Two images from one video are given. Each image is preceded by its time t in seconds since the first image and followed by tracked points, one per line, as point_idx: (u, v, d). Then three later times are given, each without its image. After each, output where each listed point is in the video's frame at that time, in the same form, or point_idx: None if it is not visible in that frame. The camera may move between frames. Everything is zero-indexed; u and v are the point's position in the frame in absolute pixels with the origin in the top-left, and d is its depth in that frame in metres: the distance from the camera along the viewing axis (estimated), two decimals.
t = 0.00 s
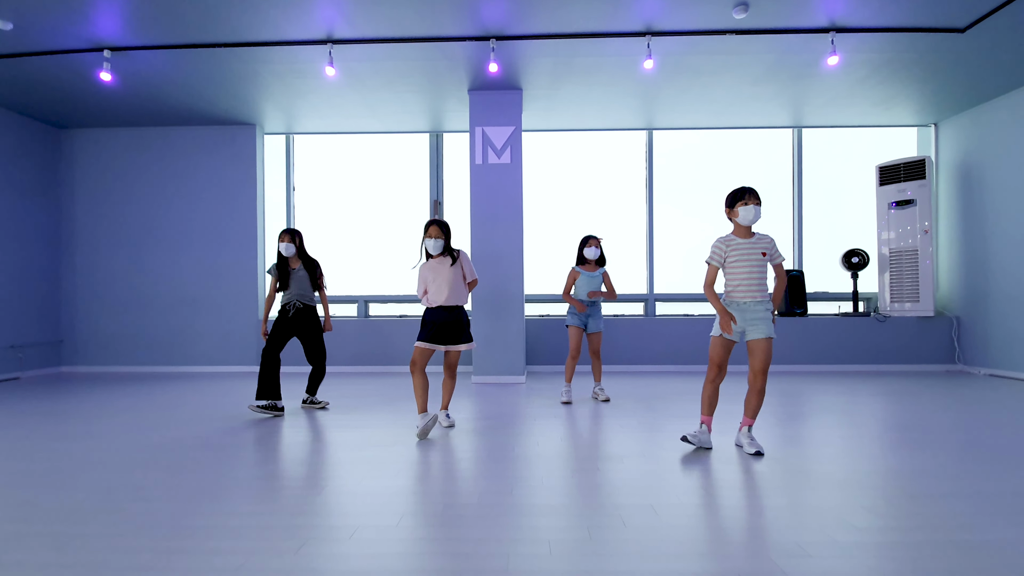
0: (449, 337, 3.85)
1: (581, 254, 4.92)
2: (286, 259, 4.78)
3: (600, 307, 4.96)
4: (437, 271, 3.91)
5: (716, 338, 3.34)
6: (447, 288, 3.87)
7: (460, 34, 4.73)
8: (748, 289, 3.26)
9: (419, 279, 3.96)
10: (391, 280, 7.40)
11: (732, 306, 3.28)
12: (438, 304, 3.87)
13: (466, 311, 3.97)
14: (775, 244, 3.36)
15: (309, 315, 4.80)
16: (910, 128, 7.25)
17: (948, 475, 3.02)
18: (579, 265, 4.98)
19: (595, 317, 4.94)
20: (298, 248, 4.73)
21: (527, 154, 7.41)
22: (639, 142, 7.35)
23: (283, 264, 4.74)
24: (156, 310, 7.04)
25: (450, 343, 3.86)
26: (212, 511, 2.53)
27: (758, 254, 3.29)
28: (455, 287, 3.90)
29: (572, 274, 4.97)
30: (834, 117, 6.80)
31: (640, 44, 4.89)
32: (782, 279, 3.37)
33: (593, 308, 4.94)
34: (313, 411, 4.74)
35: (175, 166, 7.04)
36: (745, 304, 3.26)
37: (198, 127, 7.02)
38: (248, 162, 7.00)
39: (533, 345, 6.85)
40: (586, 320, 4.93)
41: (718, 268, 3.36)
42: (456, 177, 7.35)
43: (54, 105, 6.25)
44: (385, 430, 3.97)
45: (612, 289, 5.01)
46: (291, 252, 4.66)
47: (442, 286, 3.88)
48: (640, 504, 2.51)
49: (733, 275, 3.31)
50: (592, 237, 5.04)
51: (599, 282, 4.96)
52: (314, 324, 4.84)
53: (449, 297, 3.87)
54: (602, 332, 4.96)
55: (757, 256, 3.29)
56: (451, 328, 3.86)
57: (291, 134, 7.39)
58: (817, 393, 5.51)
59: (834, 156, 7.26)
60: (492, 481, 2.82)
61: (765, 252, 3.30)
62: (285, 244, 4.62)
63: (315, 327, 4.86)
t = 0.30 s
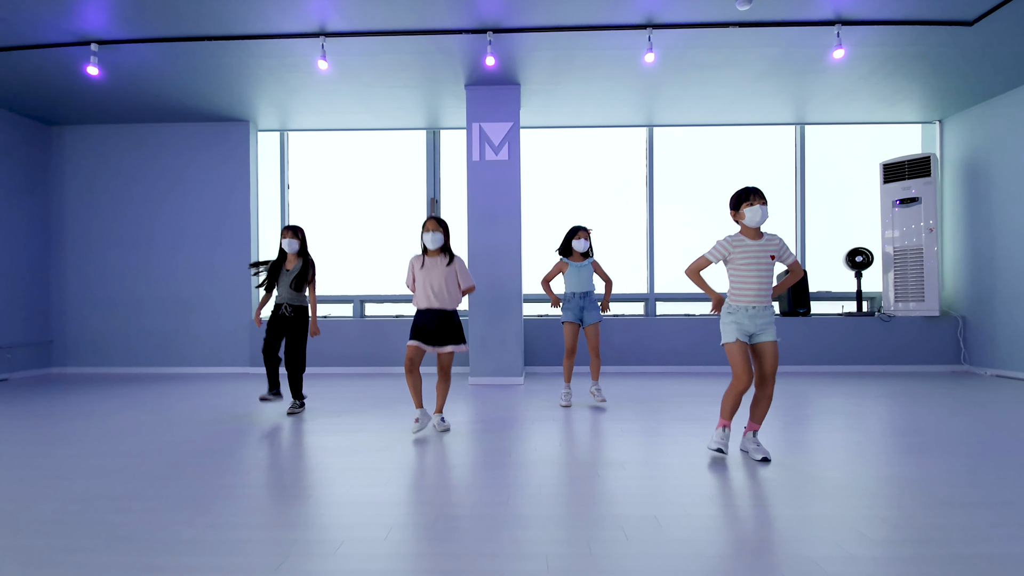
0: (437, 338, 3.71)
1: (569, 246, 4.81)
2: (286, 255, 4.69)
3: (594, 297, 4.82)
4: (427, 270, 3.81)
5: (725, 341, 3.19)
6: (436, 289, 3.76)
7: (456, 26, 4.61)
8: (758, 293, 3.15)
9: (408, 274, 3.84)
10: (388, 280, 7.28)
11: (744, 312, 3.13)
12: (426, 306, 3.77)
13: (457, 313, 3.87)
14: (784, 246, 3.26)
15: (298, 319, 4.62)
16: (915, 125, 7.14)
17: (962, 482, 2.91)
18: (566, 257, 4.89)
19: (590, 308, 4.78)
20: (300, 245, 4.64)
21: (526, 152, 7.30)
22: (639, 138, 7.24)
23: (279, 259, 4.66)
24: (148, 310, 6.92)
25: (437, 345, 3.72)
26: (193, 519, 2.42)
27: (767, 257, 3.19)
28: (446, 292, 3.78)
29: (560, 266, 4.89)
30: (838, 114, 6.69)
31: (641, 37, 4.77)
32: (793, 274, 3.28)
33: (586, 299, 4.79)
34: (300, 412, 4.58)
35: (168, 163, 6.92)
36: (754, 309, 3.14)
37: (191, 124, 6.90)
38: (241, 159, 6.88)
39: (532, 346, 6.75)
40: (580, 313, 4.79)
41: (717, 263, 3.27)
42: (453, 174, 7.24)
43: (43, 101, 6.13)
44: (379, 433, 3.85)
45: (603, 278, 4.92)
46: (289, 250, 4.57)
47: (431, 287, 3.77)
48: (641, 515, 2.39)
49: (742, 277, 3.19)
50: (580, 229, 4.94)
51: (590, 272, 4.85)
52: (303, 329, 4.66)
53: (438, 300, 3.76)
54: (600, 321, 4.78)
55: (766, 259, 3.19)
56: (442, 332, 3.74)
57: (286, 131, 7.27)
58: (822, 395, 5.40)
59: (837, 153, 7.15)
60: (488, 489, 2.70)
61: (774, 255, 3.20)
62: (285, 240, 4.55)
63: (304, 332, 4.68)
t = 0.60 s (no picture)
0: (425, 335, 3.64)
1: (569, 249, 4.73)
2: (278, 242, 4.64)
3: (594, 301, 4.72)
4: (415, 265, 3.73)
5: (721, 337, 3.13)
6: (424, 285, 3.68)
7: (453, 21, 4.54)
8: (754, 283, 3.08)
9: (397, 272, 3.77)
10: (385, 280, 7.19)
11: (740, 303, 3.06)
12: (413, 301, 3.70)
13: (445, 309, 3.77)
14: (779, 237, 3.21)
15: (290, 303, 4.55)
16: (918, 123, 7.07)
17: (973, 487, 2.83)
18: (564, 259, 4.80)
19: (588, 313, 4.69)
20: (290, 232, 4.58)
21: (525, 151, 7.22)
22: (639, 137, 7.16)
23: (272, 245, 4.61)
24: (142, 310, 6.83)
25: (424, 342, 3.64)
26: (179, 528, 2.33)
27: (763, 246, 3.13)
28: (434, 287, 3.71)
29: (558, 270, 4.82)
30: (840, 112, 6.63)
31: (642, 33, 4.69)
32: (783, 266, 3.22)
33: (586, 303, 4.69)
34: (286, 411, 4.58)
35: (162, 162, 6.83)
36: (750, 299, 3.06)
37: (186, 122, 6.82)
38: (237, 158, 6.80)
39: (531, 347, 6.67)
40: (579, 318, 4.71)
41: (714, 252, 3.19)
42: (451, 173, 7.16)
43: (35, 99, 6.05)
44: (374, 436, 3.77)
45: (603, 280, 4.82)
46: (280, 235, 4.51)
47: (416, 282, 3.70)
48: (643, 523, 2.31)
49: (739, 266, 3.11)
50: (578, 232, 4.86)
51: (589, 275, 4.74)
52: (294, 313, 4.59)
53: (426, 295, 3.69)
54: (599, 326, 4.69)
55: (762, 247, 3.13)
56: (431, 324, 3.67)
57: (282, 129, 7.19)
58: (825, 396, 5.32)
59: (839, 152, 7.08)
60: (485, 496, 2.61)
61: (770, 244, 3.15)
62: (274, 227, 4.50)
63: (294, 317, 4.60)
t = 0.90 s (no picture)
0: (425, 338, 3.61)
1: (570, 255, 4.69)
2: (276, 254, 4.56)
3: (595, 309, 4.70)
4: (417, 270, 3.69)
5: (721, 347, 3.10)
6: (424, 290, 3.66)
7: (453, 20, 4.51)
8: (749, 293, 3.06)
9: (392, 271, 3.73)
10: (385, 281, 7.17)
11: (735, 313, 3.05)
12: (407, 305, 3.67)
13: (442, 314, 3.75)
14: (776, 246, 3.17)
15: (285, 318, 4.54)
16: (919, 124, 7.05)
17: (978, 490, 2.80)
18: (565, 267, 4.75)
19: (589, 321, 4.66)
20: (294, 245, 4.51)
21: (525, 151, 7.20)
22: (639, 137, 7.13)
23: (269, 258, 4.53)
24: (140, 311, 6.80)
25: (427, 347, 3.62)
26: (175, 531, 2.30)
27: (758, 257, 3.09)
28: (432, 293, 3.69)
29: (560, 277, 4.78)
30: (841, 112, 6.60)
31: (643, 32, 4.67)
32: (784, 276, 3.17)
33: (587, 311, 4.66)
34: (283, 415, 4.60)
35: (160, 162, 6.80)
36: (745, 309, 3.05)
37: (185, 122, 6.79)
38: (235, 158, 6.77)
39: (531, 348, 6.64)
40: (580, 325, 4.68)
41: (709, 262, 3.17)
42: (451, 173, 7.13)
43: (32, 98, 6.02)
44: (374, 438, 3.74)
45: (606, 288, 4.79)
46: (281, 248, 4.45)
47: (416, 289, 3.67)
48: (645, 527, 2.27)
49: (733, 276, 3.08)
50: (580, 238, 4.80)
51: (591, 283, 4.71)
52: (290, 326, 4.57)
53: (426, 303, 3.66)
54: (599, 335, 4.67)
55: (758, 258, 3.09)
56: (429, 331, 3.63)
57: (281, 129, 7.16)
58: (826, 398, 5.29)
59: (841, 152, 7.06)
60: (485, 499, 2.58)
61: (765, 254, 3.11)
62: (280, 240, 4.43)
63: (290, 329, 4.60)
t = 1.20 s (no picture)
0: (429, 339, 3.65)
1: (568, 250, 4.69)
2: (275, 260, 4.54)
3: (593, 303, 4.69)
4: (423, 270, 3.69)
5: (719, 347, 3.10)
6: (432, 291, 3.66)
7: (452, 20, 4.51)
8: (747, 293, 3.06)
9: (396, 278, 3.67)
10: (384, 281, 7.17)
11: (734, 313, 3.05)
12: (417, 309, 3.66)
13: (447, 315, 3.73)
14: (770, 245, 3.17)
15: (292, 320, 4.54)
16: (917, 124, 7.05)
17: (976, 490, 2.81)
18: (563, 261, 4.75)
19: (588, 316, 4.67)
20: (290, 248, 4.51)
21: (525, 151, 7.20)
22: (639, 137, 7.13)
23: (270, 265, 4.49)
24: (138, 312, 6.80)
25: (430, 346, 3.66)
26: (175, 532, 2.31)
27: (754, 256, 3.09)
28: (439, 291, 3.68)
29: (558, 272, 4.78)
30: (840, 113, 6.61)
31: (642, 32, 4.67)
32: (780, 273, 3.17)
33: (585, 305, 4.66)
34: (283, 416, 4.59)
35: (160, 162, 6.80)
36: (744, 308, 3.04)
37: (183, 122, 6.79)
38: (234, 158, 6.77)
39: (530, 348, 6.64)
40: (578, 319, 4.68)
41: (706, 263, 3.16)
42: (450, 173, 7.13)
43: (31, 98, 6.02)
44: (373, 439, 3.74)
45: (605, 281, 4.79)
46: (281, 252, 4.44)
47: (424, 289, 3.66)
48: (645, 528, 2.28)
49: (730, 277, 3.09)
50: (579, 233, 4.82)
51: (589, 277, 4.71)
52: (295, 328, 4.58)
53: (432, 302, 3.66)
54: (598, 330, 4.68)
55: (753, 257, 3.10)
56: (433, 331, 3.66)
57: (280, 129, 7.17)
58: (825, 398, 5.30)
59: (839, 152, 7.06)
60: (484, 500, 2.58)
61: (761, 253, 3.10)
62: (274, 244, 4.42)
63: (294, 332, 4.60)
